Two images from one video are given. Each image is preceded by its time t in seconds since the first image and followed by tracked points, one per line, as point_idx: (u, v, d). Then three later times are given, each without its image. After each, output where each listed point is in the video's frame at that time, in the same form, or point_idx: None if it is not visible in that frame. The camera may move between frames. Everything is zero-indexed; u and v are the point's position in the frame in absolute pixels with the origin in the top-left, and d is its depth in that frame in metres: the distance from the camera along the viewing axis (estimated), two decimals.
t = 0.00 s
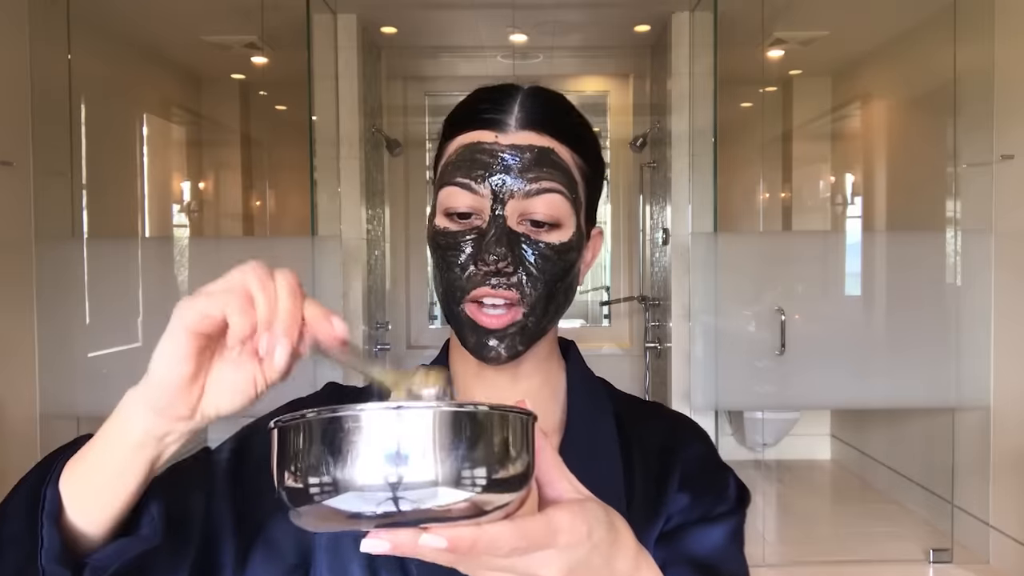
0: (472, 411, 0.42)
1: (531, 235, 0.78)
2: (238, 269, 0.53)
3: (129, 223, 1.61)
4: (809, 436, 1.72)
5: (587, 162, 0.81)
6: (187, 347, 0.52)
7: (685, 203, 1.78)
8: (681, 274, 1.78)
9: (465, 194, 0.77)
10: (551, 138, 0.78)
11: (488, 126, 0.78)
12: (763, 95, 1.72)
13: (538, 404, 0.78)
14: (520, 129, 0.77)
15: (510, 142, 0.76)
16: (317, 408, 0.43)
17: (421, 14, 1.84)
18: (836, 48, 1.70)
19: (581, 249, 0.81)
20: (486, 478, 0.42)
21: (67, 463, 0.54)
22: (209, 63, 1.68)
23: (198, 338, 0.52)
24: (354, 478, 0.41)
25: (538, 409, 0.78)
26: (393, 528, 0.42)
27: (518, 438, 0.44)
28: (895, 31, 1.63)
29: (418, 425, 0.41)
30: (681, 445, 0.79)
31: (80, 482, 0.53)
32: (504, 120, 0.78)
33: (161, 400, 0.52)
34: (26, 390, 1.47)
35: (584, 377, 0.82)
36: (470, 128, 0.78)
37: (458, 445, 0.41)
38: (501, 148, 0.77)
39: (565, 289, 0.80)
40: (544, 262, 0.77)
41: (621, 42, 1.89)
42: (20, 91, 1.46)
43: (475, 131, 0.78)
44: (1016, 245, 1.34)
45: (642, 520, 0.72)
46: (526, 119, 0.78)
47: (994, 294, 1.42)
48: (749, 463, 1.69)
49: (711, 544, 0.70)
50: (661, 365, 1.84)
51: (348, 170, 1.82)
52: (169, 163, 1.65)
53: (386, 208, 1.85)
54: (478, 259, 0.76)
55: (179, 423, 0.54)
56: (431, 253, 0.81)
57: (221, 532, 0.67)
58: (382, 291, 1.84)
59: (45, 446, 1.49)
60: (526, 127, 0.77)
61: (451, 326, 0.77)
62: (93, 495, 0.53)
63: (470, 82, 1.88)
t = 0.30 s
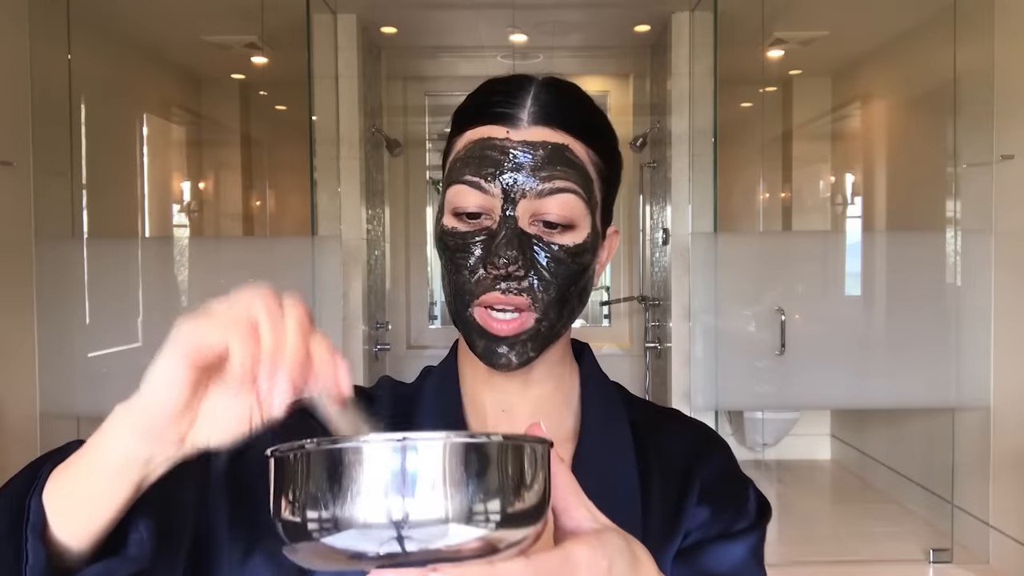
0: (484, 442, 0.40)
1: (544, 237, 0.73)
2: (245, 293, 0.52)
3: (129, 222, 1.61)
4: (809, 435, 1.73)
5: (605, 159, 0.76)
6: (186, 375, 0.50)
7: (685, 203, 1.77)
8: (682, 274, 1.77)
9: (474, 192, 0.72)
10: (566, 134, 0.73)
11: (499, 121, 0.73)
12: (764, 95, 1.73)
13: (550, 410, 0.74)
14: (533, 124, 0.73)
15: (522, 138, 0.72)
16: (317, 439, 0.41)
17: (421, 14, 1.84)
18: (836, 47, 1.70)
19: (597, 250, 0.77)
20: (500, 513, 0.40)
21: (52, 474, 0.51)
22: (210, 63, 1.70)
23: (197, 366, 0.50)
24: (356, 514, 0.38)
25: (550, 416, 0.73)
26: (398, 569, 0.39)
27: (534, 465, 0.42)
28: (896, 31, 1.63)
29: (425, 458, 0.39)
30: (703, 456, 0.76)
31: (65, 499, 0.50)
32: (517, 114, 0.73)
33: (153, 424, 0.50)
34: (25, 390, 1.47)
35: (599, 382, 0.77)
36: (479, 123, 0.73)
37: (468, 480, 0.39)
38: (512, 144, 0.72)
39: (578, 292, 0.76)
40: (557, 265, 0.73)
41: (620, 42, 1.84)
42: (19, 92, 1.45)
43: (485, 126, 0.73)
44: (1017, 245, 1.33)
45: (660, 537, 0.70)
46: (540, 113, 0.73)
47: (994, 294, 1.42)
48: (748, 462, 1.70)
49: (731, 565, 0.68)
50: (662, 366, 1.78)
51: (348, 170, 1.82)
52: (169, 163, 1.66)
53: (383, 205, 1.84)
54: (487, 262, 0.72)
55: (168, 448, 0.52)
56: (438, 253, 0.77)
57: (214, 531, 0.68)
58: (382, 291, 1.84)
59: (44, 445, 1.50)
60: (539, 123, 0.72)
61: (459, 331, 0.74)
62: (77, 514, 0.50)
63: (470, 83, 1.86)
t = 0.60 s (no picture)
0: (492, 474, 0.40)
1: (551, 240, 0.73)
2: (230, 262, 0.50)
3: (130, 222, 1.62)
4: (809, 435, 1.73)
5: (615, 159, 0.76)
6: (169, 340, 0.49)
7: (685, 203, 1.78)
8: (681, 274, 1.78)
9: (480, 194, 0.72)
10: (574, 134, 0.73)
11: (506, 119, 0.73)
12: (763, 95, 1.73)
13: (559, 417, 0.71)
14: (541, 122, 0.72)
15: (530, 137, 0.72)
16: (313, 477, 0.40)
17: (421, 14, 1.84)
18: (836, 47, 1.70)
19: (605, 254, 0.77)
20: (510, 551, 0.41)
21: (41, 460, 0.50)
22: (209, 62, 1.70)
23: (180, 332, 0.49)
24: (359, 557, 0.39)
25: (559, 422, 0.71)
26: None
27: (543, 496, 0.43)
28: (896, 31, 1.63)
29: (429, 496, 0.39)
30: (715, 466, 0.71)
31: (51, 479, 0.49)
32: (524, 113, 0.73)
33: (139, 391, 0.50)
34: (26, 391, 1.45)
35: (608, 386, 0.74)
36: (487, 122, 0.73)
37: (477, 518, 0.39)
38: (519, 145, 0.72)
39: (586, 298, 0.76)
40: (564, 269, 0.73)
41: (620, 42, 1.86)
42: (20, 91, 1.43)
43: (492, 125, 0.73)
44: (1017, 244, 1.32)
45: (673, 555, 0.65)
46: (548, 111, 0.72)
47: (994, 294, 1.41)
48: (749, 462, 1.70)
49: None
50: (661, 365, 1.84)
51: (348, 170, 1.81)
52: (169, 163, 1.67)
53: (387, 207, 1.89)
54: (493, 265, 0.72)
55: (157, 418, 0.51)
56: (443, 256, 0.76)
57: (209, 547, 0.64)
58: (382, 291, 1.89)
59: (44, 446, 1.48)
60: (548, 122, 0.72)
61: (464, 335, 0.73)
62: (63, 493, 0.49)
63: (470, 82, 1.90)
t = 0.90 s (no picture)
0: (485, 466, 0.39)
1: (555, 240, 0.73)
2: (264, 297, 0.51)
3: (129, 222, 1.61)
4: (809, 436, 1.72)
5: (620, 158, 0.76)
6: (189, 363, 0.47)
7: (685, 203, 1.79)
8: (681, 273, 1.79)
9: (483, 193, 0.72)
10: (579, 132, 0.73)
11: (510, 117, 0.72)
12: (764, 95, 1.72)
13: (564, 420, 0.71)
14: (546, 120, 0.72)
15: (534, 135, 0.71)
16: (308, 467, 0.39)
17: (421, 14, 1.83)
18: (837, 48, 1.69)
19: (611, 253, 0.77)
20: (502, 545, 0.40)
21: (48, 463, 0.47)
22: (209, 63, 1.69)
23: (201, 357, 0.47)
24: (351, 546, 0.39)
25: (564, 425, 0.71)
26: None
27: (535, 496, 0.41)
28: (896, 31, 1.63)
29: (422, 487, 0.38)
30: (722, 472, 0.70)
31: (59, 484, 0.46)
32: (528, 111, 0.72)
33: (153, 407, 0.46)
34: (25, 389, 1.46)
35: (612, 389, 0.74)
36: (490, 119, 0.73)
37: (470, 512, 0.39)
38: (523, 143, 0.72)
39: (591, 298, 0.76)
40: (568, 270, 0.73)
41: (620, 42, 1.88)
42: (20, 92, 1.43)
43: (496, 123, 0.73)
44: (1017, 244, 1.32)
45: (677, 562, 0.63)
46: (553, 109, 0.72)
47: (994, 294, 1.40)
48: (749, 463, 1.69)
49: None
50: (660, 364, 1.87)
51: (348, 170, 1.81)
52: (169, 163, 1.65)
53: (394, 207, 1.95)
54: (496, 265, 0.71)
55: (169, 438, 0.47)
56: (446, 256, 0.76)
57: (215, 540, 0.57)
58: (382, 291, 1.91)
59: (44, 445, 1.48)
60: (552, 119, 0.72)
61: (467, 335, 0.73)
62: (68, 500, 0.46)
63: (470, 82, 1.92)
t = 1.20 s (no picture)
0: (483, 480, 0.36)
1: (555, 244, 0.73)
2: (266, 306, 0.50)
3: (129, 222, 1.61)
4: (809, 436, 1.73)
5: (620, 161, 0.76)
6: (189, 369, 0.47)
7: (685, 203, 1.79)
8: (681, 274, 1.79)
9: (483, 197, 0.72)
10: (579, 135, 0.73)
11: (509, 120, 0.73)
12: (763, 95, 1.73)
13: (562, 422, 0.72)
14: (545, 123, 0.73)
15: (534, 139, 0.72)
16: (305, 483, 0.37)
17: (422, 14, 1.82)
18: (836, 48, 1.70)
19: (611, 257, 0.77)
20: (502, 562, 0.36)
21: (47, 464, 0.47)
22: (210, 63, 1.70)
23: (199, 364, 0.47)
24: (348, 564, 0.35)
25: (561, 427, 0.72)
26: None
27: (535, 508, 0.39)
28: (896, 32, 1.63)
29: (419, 500, 0.35)
30: (721, 475, 0.69)
31: (58, 485, 0.46)
32: (528, 114, 0.73)
33: (155, 408, 0.46)
34: (26, 390, 1.45)
35: (612, 390, 0.74)
36: (489, 122, 0.73)
37: (468, 527, 0.36)
38: (523, 146, 0.72)
39: (590, 302, 0.76)
40: (567, 274, 0.73)
41: (620, 42, 1.88)
42: (20, 93, 1.42)
43: (495, 126, 0.73)
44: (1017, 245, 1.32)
45: (675, 566, 0.63)
46: (552, 112, 0.73)
47: (994, 294, 1.41)
48: (749, 462, 1.70)
49: None
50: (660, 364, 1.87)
51: (348, 169, 1.81)
52: (169, 163, 1.67)
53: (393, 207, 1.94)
54: (495, 270, 0.71)
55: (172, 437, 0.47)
56: (444, 259, 0.76)
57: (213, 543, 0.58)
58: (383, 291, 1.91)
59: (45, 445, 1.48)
60: (551, 122, 0.72)
61: (466, 340, 0.72)
62: (68, 498, 0.46)
63: (470, 82, 1.92)
